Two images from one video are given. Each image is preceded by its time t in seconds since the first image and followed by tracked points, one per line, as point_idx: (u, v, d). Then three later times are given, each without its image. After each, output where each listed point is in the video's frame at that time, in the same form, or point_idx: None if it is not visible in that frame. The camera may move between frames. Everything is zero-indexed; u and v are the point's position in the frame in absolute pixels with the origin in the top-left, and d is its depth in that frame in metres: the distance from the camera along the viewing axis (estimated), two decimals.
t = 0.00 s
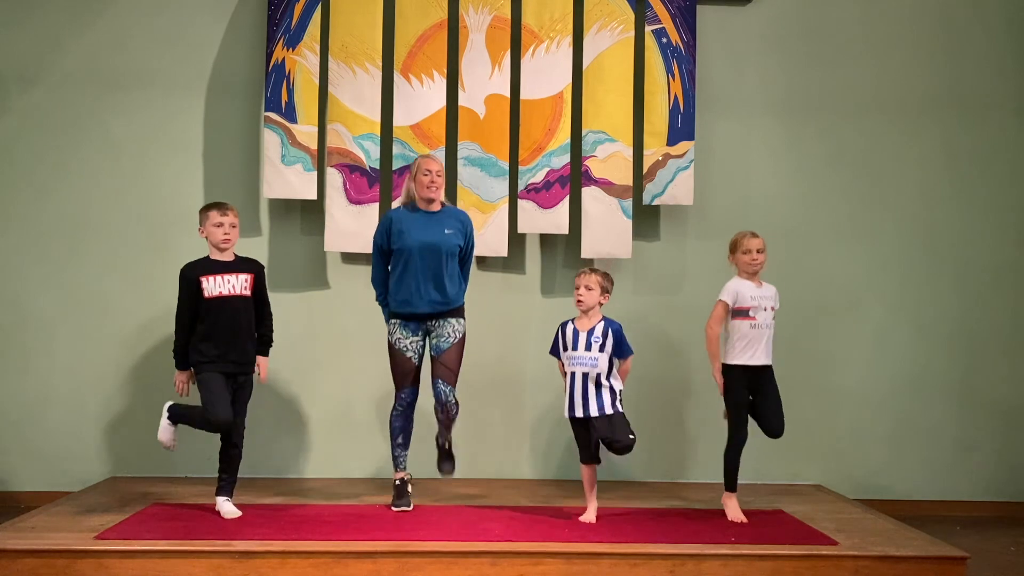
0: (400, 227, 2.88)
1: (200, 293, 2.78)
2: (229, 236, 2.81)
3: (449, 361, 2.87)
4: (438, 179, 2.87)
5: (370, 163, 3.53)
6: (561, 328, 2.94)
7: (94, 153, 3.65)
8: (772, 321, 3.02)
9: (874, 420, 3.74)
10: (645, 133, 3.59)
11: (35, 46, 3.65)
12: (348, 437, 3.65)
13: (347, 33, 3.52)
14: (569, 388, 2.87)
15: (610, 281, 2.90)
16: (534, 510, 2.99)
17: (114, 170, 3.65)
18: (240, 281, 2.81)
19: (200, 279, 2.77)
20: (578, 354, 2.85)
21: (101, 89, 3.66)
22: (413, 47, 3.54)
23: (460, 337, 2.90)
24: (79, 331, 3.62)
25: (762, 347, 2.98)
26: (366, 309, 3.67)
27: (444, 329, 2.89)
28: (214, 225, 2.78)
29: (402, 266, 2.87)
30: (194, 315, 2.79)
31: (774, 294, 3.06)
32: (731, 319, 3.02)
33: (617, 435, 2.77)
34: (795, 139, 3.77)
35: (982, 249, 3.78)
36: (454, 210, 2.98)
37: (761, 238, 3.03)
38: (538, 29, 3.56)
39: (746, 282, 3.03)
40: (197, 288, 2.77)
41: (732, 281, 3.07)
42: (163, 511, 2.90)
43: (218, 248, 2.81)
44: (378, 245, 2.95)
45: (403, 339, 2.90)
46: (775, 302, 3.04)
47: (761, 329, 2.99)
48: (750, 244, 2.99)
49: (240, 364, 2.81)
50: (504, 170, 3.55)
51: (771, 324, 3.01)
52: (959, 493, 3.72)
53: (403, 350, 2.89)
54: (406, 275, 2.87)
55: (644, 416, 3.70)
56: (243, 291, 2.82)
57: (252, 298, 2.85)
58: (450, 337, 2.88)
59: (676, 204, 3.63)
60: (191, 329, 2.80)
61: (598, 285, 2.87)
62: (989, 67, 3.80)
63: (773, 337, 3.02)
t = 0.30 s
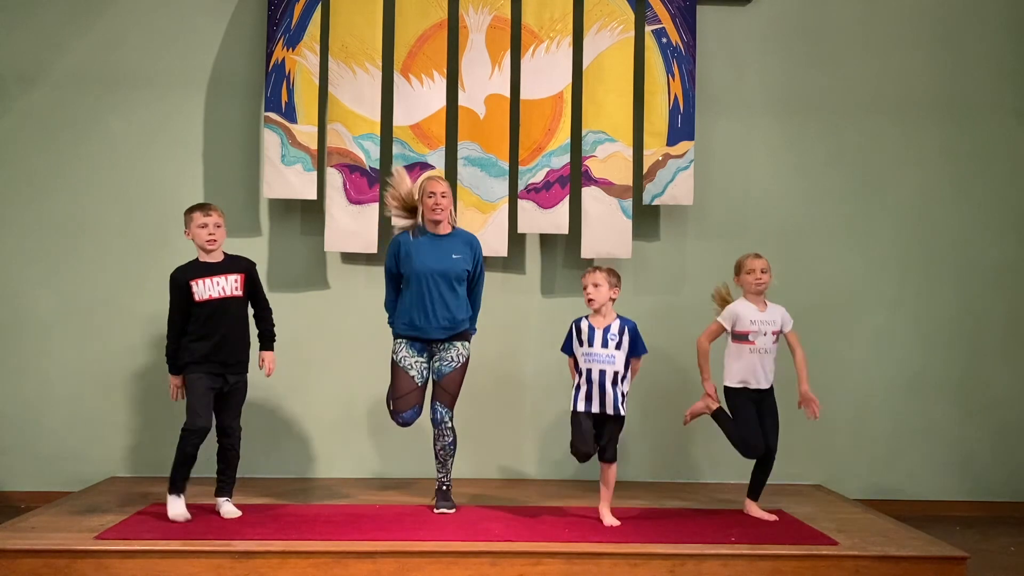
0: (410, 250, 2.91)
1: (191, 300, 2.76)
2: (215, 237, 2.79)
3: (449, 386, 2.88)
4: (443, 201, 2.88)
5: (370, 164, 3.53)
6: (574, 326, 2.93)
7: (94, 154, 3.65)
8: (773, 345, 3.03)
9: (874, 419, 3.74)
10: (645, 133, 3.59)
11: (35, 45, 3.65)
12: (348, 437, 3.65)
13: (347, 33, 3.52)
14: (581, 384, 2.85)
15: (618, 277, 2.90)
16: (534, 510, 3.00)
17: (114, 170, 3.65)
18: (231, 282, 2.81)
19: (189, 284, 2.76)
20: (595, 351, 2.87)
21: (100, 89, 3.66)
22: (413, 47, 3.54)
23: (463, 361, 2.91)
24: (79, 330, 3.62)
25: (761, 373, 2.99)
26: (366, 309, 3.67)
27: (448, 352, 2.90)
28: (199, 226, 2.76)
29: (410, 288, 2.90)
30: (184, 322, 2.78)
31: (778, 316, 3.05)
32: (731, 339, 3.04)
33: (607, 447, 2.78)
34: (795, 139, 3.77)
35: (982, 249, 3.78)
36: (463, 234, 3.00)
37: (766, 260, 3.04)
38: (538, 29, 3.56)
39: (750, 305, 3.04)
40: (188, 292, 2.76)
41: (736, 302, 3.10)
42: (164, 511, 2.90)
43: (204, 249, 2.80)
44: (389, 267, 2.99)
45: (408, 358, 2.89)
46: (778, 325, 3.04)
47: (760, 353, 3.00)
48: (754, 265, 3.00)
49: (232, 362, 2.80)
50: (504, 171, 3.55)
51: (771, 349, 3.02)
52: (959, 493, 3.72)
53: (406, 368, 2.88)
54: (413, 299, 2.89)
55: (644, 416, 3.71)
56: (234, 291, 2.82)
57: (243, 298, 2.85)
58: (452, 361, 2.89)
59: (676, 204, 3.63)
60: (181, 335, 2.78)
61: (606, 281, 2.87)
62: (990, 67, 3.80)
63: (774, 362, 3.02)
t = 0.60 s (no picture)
0: (398, 237, 2.90)
1: (174, 295, 2.76)
2: (213, 237, 2.79)
3: (441, 377, 2.89)
4: (436, 189, 2.89)
5: (370, 163, 3.53)
6: (568, 325, 2.93)
7: (94, 154, 3.65)
8: (762, 339, 3.02)
9: (873, 420, 3.74)
10: (645, 133, 3.59)
11: (35, 46, 3.65)
12: (348, 437, 3.65)
13: (347, 33, 3.52)
14: (576, 383, 2.85)
15: (616, 279, 2.90)
16: (534, 510, 2.99)
17: (113, 170, 3.65)
18: (217, 287, 2.80)
19: (176, 279, 2.75)
20: (589, 350, 2.86)
21: (100, 89, 3.66)
22: (413, 47, 3.54)
23: (452, 351, 2.92)
24: (79, 331, 3.62)
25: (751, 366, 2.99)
26: (366, 309, 3.67)
27: (437, 342, 2.91)
28: (199, 225, 2.76)
29: (397, 276, 2.88)
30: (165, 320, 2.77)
31: (765, 309, 3.06)
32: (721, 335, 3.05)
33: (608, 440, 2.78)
34: (795, 139, 3.77)
35: (982, 249, 3.78)
36: (451, 223, 3.00)
37: (753, 253, 3.06)
38: (538, 29, 3.56)
39: (735, 298, 3.05)
40: (172, 288, 2.75)
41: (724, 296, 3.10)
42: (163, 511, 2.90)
43: (200, 249, 2.80)
44: (375, 252, 2.97)
45: (398, 346, 2.88)
46: (765, 318, 3.04)
47: (748, 346, 3.00)
48: (739, 258, 3.02)
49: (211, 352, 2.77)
50: (504, 170, 3.55)
51: (761, 342, 3.01)
52: (959, 493, 3.72)
53: (398, 356, 2.87)
54: (401, 283, 2.87)
55: (644, 416, 3.71)
56: (219, 297, 2.80)
57: (226, 306, 2.83)
58: (442, 351, 2.90)
59: (676, 204, 3.63)
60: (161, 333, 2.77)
61: (605, 281, 2.87)
62: (989, 67, 3.80)
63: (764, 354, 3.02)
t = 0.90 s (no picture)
0: (402, 218, 2.87)
1: (177, 292, 2.75)
2: (222, 234, 2.79)
3: (444, 352, 2.90)
4: (438, 172, 2.88)
5: (370, 163, 3.53)
6: (581, 320, 2.93)
7: (94, 154, 3.65)
8: (775, 323, 3.02)
9: (873, 420, 3.74)
10: (645, 133, 3.59)
11: (35, 45, 3.65)
12: (349, 437, 3.65)
13: (347, 33, 3.52)
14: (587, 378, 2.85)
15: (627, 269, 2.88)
16: (534, 510, 3.00)
17: (114, 170, 3.65)
18: (220, 286, 2.79)
19: (180, 276, 2.75)
20: (601, 346, 2.85)
21: (101, 89, 3.66)
22: (413, 47, 3.54)
23: (457, 327, 2.92)
24: (79, 331, 3.62)
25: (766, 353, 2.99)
26: (366, 309, 3.67)
27: (441, 319, 2.90)
28: (209, 222, 2.76)
29: (402, 258, 2.86)
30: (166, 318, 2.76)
31: (774, 294, 3.06)
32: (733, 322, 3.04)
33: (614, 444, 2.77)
34: (795, 139, 3.77)
35: (982, 249, 3.78)
36: (454, 201, 2.98)
37: (754, 239, 3.07)
38: (538, 29, 3.56)
39: (745, 285, 3.04)
40: (175, 284, 2.74)
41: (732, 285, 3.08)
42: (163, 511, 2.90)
43: (208, 246, 2.79)
44: (378, 232, 2.93)
45: (398, 327, 2.89)
46: (776, 302, 3.04)
47: (762, 332, 2.99)
48: (743, 245, 3.02)
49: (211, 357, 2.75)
50: (504, 170, 3.55)
51: (773, 326, 3.01)
52: (959, 493, 3.72)
53: (396, 338, 2.88)
54: (407, 264, 2.86)
55: (644, 416, 3.71)
56: (221, 296, 2.80)
57: (228, 304, 2.83)
58: (447, 327, 2.89)
59: (676, 204, 3.63)
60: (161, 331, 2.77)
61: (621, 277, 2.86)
62: (990, 68, 3.80)
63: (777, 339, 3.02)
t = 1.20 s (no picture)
0: (409, 237, 2.89)
1: (199, 295, 2.74)
2: (233, 232, 2.79)
3: (444, 375, 2.91)
4: (442, 192, 2.84)
5: (370, 163, 3.53)
6: (581, 315, 2.96)
7: (94, 154, 3.65)
8: (764, 315, 3.10)
9: (873, 420, 3.74)
10: (645, 133, 3.59)
11: (35, 45, 3.65)
12: (349, 437, 3.65)
13: (347, 33, 3.52)
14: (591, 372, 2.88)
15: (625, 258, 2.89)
16: (535, 510, 3.00)
17: (114, 170, 3.65)
18: (241, 285, 2.79)
19: (200, 278, 2.73)
20: (601, 340, 2.87)
21: (101, 89, 3.66)
22: (413, 47, 3.54)
23: (457, 351, 2.94)
24: (80, 331, 3.62)
25: (756, 343, 3.08)
26: (366, 309, 3.67)
27: (442, 341, 2.92)
28: (217, 222, 2.76)
29: (407, 276, 2.89)
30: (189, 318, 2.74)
31: (766, 287, 3.12)
32: (722, 314, 3.12)
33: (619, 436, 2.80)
34: (795, 139, 3.77)
35: (982, 249, 3.78)
36: (463, 222, 2.98)
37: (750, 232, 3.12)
38: (538, 29, 3.56)
39: (735, 277, 3.12)
40: (196, 287, 2.73)
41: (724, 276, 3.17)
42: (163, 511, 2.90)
43: (221, 245, 2.79)
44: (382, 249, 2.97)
45: (403, 343, 2.89)
46: (767, 295, 3.11)
47: (752, 324, 3.08)
48: (739, 239, 3.06)
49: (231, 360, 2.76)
50: (504, 170, 3.55)
51: (763, 318, 3.10)
52: (959, 493, 3.72)
53: (402, 354, 2.88)
54: (409, 283, 2.89)
55: (644, 415, 3.71)
56: (243, 295, 2.80)
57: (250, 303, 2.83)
58: (447, 350, 2.92)
59: (676, 204, 3.63)
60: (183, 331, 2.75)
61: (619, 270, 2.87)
62: (989, 68, 3.80)
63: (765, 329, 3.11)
